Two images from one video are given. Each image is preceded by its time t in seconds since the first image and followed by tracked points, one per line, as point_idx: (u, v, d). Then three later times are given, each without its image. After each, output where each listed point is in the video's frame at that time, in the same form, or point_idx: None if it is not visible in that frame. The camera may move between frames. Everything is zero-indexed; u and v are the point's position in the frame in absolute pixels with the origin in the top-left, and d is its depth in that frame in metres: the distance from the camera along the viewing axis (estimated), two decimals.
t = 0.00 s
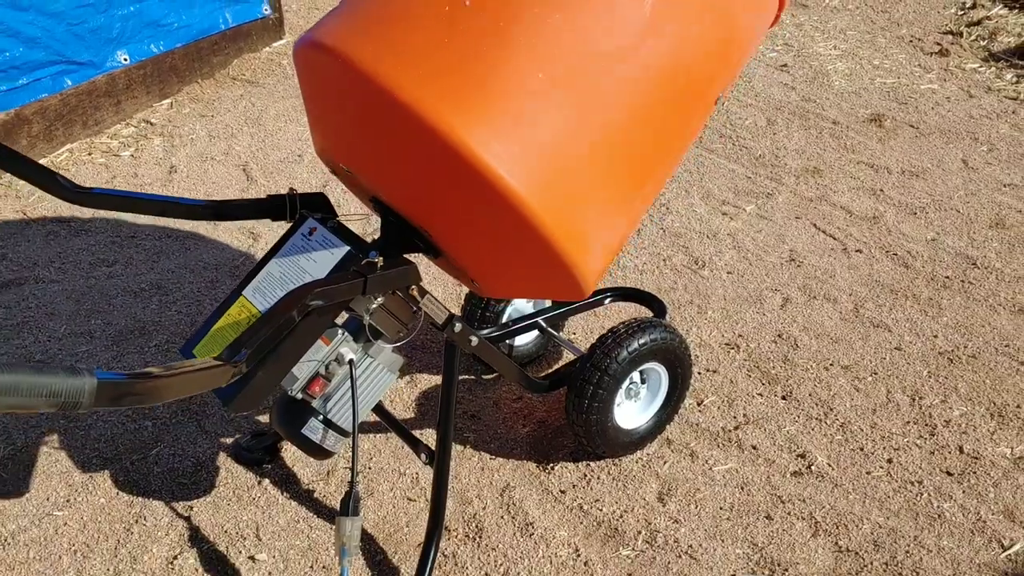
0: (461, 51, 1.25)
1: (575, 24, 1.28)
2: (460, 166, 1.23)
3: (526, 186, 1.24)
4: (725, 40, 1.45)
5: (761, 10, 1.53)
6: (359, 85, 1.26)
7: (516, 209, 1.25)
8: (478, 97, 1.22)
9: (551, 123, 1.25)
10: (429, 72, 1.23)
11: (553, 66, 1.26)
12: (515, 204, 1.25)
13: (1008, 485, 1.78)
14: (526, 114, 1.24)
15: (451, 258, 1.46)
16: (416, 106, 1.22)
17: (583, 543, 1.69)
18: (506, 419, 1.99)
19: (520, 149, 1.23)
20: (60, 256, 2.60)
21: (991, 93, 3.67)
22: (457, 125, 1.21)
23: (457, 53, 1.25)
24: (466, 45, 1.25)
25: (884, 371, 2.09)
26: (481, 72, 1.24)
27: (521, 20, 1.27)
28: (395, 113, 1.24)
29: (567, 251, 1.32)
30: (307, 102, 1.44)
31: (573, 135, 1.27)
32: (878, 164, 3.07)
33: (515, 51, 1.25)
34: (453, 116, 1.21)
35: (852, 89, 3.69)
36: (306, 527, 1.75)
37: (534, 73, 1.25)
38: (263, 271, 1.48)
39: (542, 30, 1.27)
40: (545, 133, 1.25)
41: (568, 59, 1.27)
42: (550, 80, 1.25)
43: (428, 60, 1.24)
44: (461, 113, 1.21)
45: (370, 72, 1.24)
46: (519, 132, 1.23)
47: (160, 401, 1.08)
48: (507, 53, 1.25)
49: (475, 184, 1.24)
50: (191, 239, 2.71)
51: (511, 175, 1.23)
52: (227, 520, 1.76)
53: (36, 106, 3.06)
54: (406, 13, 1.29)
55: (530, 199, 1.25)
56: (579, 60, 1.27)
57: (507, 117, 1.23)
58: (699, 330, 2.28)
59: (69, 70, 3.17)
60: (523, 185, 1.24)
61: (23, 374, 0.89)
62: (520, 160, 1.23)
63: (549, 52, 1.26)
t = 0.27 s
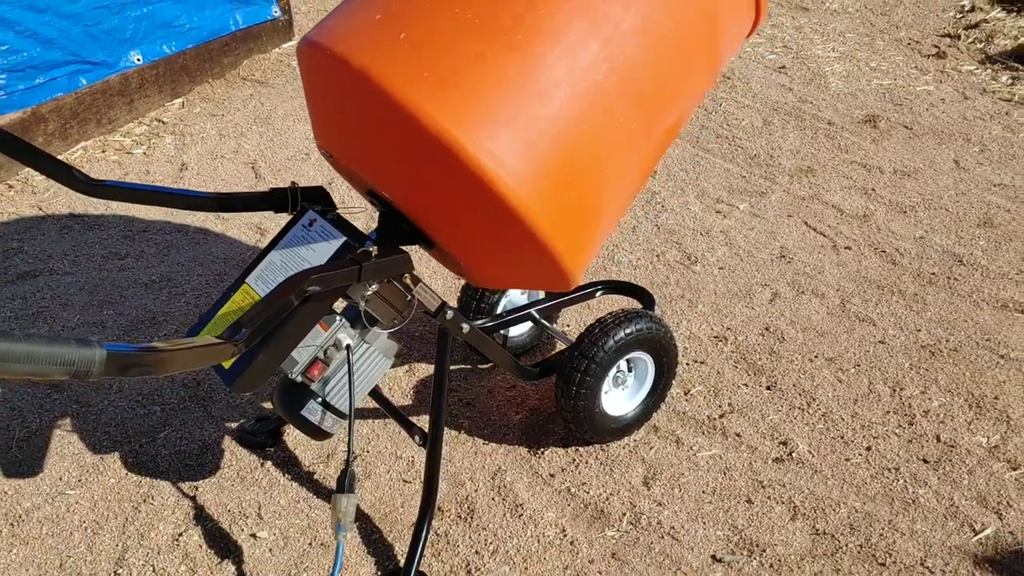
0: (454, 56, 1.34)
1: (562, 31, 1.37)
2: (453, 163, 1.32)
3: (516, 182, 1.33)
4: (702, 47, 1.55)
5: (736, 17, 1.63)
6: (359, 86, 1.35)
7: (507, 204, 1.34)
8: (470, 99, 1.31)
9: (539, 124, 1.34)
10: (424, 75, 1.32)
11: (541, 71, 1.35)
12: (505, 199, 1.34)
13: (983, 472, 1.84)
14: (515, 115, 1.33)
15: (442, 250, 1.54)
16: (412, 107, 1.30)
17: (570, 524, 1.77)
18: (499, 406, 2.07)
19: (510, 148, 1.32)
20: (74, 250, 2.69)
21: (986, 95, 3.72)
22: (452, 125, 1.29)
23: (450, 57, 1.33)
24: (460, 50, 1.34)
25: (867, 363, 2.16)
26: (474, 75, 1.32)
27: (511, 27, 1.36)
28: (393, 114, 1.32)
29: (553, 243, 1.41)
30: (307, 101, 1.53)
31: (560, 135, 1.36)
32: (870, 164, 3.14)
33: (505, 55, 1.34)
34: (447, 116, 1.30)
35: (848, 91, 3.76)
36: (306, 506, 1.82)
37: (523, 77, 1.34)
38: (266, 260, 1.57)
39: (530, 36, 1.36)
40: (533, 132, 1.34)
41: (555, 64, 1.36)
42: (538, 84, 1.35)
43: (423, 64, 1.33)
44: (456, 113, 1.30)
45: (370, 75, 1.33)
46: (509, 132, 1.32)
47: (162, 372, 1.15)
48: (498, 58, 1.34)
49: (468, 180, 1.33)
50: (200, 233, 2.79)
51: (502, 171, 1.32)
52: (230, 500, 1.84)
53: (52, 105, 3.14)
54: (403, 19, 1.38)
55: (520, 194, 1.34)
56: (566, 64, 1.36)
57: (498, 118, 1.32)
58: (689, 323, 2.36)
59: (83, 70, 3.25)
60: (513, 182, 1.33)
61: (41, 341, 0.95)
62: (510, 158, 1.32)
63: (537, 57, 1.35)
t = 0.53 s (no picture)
0: (453, 70, 1.39)
1: (558, 47, 1.42)
2: (451, 175, 1.38)
3: (511, 193, 1.39)
4: (698, 60, 1.59)
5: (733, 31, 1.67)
6: (362, 99, 1.40)
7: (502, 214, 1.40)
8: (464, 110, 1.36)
9: (534, 137, 1.40)
10: (425, 89, 1.37)
11: (537, 86, 1.40)
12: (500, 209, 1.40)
13: (979, 478, 1.84)
14: (512, 129, 1.38)
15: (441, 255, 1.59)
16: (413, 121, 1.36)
17: (564, 523, 1.79)
18: (500, 407, 2.10)
19: (506, 159, 1.38)
20: (95, 251, 2.76)
21: (1004, 102, 3.70)
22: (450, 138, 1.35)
23: (450, 72, 1.39)
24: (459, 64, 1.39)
25: (867, 369, 2.17)
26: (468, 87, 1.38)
27: (509, 42, 1.41)
28: (394, 126, 1.38)
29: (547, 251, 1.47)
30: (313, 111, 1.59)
31: (554, 147, 1.42)
32: (883, 171, 3.14)
33: (503, 70, 1.40)
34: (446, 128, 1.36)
35: (864, 97, 3.76)
36: (308, 502, 1.87)
37: (520, 91, 1.39)
38: (268, 262, 1.60)
39: (528, 51, 1.41)
40: (528, 145, 1.40)
41: (551, 79, 1.41)
42: (534, 98, 1.40)
43: (423, 78, 1.38)
44: (454, 126, 1.36)
45: (372, 88, 1.39)
46: (505, 145, 1.38)
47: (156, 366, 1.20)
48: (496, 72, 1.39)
49: (465, 190, 1.39)
50: (218, 236, 2.86)
51: (497, 183, 1.38)
52: (235, 495, 1.89)
53: (76, 110, 3.23)
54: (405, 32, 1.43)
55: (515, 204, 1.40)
56: (562, 79, 1.42)
57: (494, 131, 1.37)
58: (693, 328, 2.37)
59: (108, 75, 3.32)
60: (508, 193, 1.39)
61: (34, 335, 1.00)
62: (506, 170, 1.38)
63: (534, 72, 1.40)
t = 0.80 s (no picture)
0: (490, 68, 1.41)
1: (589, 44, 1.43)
2: (486, 173, 1.40)
3: (544, 192, 1.40)
4: (738, 63, 1.59)
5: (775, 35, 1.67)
6: (401, 96, 1.43)
7: (535, 213, 1.42)
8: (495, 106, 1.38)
9: (569, 137, 1.41)
10: (461, 87, 1.39)
11: (573, 86, 1.42)
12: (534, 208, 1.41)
13: None
14: (547, 128, 1.40)
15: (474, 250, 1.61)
16: (450, 118, 1.38)
17: (595, 520, 1.79)
18: (540, 403, 2.10)
19: (540, 159, 1.40)
20: (161, 241, 2.87)
21: None
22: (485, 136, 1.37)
23: (487, 70, 1.41)
24: (496, 63, 1.41)
25: (919, 375, 2.11)
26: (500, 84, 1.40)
27: (546, 42, 1.42)
28: (431, 123, 1.40)
29: (580, 251, 1.48)
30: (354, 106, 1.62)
31: (588, 148, 1.43)
32: (951, 174, 3.04)
33: (540, 69, 1.41)
34: (481, 127, 1.38)
35: (937, 98, 3.64)
36: (345, 488, 1.91)
37: (556, 91, 1.41)
38: (307, 251, 1.64)
39: (564, 52, 1.42)
40: (563, 146, 1.41)
41: (588, 79, 1.42)
42: (570, 98, 1.41)
43: (461, 77, 1.40)
44: (490, 125, 1.38)
45: (411, 85, 1.41)
46: (539, 145, 1.40)
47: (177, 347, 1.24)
48: (532, 71, 1.41)
49: (498, 188, 1.41)
50: (278, 228, 2.93)
51: (531, 182, 1.39)
52: (277, 478, 1.94)
53: (151, 105, 3.33)
54: (444, 29, 1.45)
55: (548, 204, 1.41)
56: (598, 80, 1.43)
57: (529, 130, 1.39)
58: (742, 328, 2.32)
59: (181, 73, 3.42)
60: (541, 192, 1.40)
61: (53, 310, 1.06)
62: (540, 168, 1.40)
63: (571, 72, 1.42)
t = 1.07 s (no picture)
0: (538, 71, 1.44)
1: (637, 52, 1.45)
2: (536, 179, 1.42)
3: (592, 201, 1.43)
4: (795, 82, 1.59)
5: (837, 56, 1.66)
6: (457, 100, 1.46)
7: (582, 222, 1.44)
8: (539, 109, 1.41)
9: (620, 148, 1.44)
10: (512, 93, 1.43)
11: (627, 99, 1.44)
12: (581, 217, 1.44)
13: None
14: (598, 138, 1.42)
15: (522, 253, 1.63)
16: (495, 119, 1.42)
17: (633, 526, 1.80)
18: (587, 407, 2.12)
19: (589, 169, 1.42)
20: (236, 232, 2.98)
21: None
22: (537, 143, 1.40)
23: (542, 78, 1.43)
24: (551, 72, 1.44)
25: (980, 402, 2.05)
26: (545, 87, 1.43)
27: (602, 53, 1.44)
28: (485, 129, 1.44)
29: (625, 261, 1.50)
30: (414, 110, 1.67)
31: (638, 160, 1.45)
32: None
33: (595, 80, 1.43)
34: (534, 134, 1.40)
35: None
36: (391, 479, 1.96)
37: (609, 102, 1.43)
38: (361, 246, 1.72)
39: (620, 64, 1.44)
40: (613, 157, 1.43)
41: (641, 92, 1.44)
42: (623, 110, 1.44)
43: (516, 84, 1.43)
44: (542, 132, 1.41)
45: (460, 86, 1.45)
46: (590, 155, 1.42)
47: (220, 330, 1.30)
48: (587, 82, 1.43)
49: (547, 195, 1.43)
50: (347, 224, 3.01)
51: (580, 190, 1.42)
52: (327, 465, 2.00)
53: (234, 101, 3.47)
54: (502, 36, 1.48)
55: (596, 213, 1.44)
56: (652, 93, 1.45)
57: (580, 139, 1.42)
58: (797, 344, 2.30)
59: (265, 71, 3.54)
60: (590, 201, 1.42)
61: (107, 291, 1.11)
62: (589, 178, 1.42)
63: (625, 84, 1.44)
